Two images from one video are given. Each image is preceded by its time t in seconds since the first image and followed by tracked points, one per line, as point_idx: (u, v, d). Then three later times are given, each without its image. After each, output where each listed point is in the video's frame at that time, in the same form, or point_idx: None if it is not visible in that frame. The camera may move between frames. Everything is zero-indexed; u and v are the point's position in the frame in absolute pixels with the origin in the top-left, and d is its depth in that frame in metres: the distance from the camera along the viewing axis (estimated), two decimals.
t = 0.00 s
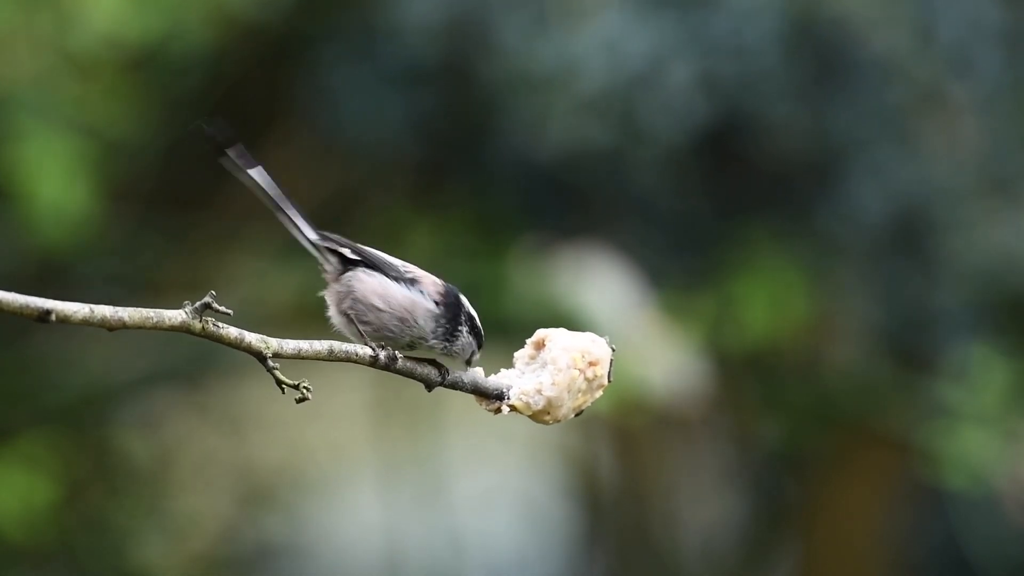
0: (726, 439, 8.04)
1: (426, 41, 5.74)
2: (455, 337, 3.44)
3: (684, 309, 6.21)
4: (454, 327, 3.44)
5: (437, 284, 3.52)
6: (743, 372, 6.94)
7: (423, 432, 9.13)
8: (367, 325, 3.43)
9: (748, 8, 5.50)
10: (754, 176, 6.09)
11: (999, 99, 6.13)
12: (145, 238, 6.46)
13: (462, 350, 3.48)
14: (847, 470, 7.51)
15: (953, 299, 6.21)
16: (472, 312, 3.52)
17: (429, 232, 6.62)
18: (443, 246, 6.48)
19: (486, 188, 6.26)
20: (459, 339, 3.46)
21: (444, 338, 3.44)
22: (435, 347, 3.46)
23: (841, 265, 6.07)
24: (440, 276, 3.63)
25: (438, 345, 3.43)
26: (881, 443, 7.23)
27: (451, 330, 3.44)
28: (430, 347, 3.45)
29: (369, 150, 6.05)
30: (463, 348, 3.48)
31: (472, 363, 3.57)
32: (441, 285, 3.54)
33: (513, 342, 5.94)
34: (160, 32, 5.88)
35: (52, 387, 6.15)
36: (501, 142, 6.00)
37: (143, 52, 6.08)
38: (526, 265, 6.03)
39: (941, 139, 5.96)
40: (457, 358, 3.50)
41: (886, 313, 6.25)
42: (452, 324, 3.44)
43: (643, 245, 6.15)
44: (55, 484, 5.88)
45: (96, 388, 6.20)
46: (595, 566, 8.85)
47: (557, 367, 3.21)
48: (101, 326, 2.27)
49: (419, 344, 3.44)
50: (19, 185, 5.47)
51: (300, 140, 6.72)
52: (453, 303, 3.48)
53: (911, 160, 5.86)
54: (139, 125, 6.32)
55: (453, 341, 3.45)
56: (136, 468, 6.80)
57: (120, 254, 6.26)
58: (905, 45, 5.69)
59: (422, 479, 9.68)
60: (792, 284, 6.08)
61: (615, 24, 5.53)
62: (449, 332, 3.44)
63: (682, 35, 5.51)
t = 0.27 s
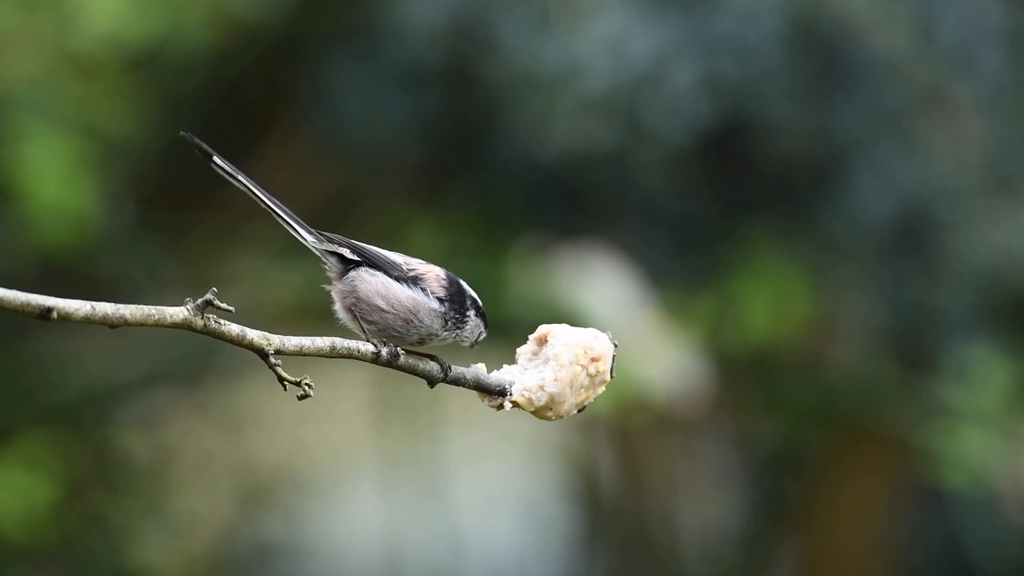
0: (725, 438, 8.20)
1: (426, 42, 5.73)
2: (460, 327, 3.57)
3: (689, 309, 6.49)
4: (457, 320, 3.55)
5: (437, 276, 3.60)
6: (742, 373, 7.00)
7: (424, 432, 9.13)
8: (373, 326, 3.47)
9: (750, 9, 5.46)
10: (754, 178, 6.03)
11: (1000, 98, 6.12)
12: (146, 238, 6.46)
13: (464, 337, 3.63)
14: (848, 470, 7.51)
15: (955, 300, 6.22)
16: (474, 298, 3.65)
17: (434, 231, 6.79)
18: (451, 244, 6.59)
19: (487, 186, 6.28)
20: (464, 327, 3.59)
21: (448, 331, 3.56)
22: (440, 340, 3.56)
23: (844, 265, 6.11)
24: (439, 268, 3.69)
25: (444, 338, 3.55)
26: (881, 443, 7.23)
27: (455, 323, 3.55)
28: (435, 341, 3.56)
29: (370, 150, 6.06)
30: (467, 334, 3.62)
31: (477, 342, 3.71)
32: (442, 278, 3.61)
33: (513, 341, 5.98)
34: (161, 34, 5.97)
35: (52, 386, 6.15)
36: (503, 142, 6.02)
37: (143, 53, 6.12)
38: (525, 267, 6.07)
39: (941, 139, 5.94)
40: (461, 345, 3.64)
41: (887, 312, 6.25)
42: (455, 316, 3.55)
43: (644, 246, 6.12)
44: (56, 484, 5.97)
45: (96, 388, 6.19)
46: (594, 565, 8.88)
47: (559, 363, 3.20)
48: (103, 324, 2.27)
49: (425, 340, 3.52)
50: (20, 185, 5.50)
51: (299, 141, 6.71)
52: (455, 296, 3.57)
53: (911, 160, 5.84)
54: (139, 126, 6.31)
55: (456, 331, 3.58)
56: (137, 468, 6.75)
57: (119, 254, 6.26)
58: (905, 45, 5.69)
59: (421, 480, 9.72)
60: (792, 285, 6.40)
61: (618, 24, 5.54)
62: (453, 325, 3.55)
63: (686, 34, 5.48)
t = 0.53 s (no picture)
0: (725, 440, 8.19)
1: (425, 43, 5.73)
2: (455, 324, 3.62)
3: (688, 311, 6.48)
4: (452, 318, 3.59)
5: (428, 275, 3.66)
6: (740, 371, 6.99)
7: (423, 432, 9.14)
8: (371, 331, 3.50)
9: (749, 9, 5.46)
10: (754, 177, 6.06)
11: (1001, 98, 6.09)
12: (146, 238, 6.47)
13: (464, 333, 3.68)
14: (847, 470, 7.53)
15: (954, 300, 6.21)
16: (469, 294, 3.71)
17: (431, 231, 6.78)
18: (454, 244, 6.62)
19: (486, 187, 6.27)
20: (461, 323, 3.65)
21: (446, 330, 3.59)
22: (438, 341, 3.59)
23: (842, 264, 6.12)
24: (430, 267, 3.73)
25: (442, 337, 3.58)
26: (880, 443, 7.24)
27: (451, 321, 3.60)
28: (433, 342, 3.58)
29: (370, 150, 6.06)
30: (465, 330, 3.67)
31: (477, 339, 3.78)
32: (434, 278, 3.66)
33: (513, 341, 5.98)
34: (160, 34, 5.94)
35: (52, 387, 6.18)
36: (505, 142, 6.01)
37: (143, 53, 6.12)
38: (525, 267, 6.08)
39: (940, 140, 5.96)
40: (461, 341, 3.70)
41: (887, 314, 6.23)
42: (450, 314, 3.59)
43: (645, 245, 6.16)
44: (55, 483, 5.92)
45: (94, 388, 6.21)
46: (594, 566, 8.86)
47: (557, 366, 3.21)
48: (101, 326, 2.27)
49: (423, 342, 3.54)
50: (19, 186, 5.49)
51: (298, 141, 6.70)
52: (447, 293, 3.63)
53: (909, 159, 5.81)
54: (139, 126, 6.31)
55: (453, 329, 3.62)
56: (138, 468, 6.76)
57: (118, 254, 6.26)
58: (905, 46, 5.68)
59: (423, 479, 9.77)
60: (793, 286, 6.39)
61: (618, 24, 5.53)
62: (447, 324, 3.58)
63: (684, 34, 5.49)
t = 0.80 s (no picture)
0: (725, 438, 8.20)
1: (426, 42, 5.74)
2: (452, 308, 3.57)
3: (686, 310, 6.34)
4: (445, 303, 3.54)
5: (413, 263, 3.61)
6: (739, 372, 6.77)
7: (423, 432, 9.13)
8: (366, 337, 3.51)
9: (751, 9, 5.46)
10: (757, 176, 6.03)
11: (1004, 98, 6.06)
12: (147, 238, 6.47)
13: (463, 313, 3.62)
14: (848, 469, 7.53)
15: (954, 299, 6.17)
16: (462, 271, 3.63)
17: (431, 231, 6.63)
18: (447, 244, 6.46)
19: (488, 184, 6.32)
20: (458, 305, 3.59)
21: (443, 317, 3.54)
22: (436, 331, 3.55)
23: (844, 261, 6.12)
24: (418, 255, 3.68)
25: (441, 323, 3.54)
26: (881, 442, 7.23)
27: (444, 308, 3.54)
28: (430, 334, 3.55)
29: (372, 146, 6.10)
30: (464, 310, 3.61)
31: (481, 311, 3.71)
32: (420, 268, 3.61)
33: (514, 341, 5.98)
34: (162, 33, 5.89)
35: (52, 386, 6.15)
36: (505, 139, 6.04)
37: (144, 53, 6.11)
38: (526, 265, 6.07)
39: (941, 138, 5.98)
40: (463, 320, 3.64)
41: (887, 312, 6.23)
42: (442, 298, 3.54)
43: (646, 241, 6.23)
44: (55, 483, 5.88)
45: (94, 388, 6.19)
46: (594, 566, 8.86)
47: (558, 366, 3.21)
48: (102, 325, 2.27)
49: (419, 338, 3.52)
50: (20, 186, 5.47)
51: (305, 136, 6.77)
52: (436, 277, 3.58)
53: (911, 158, 5.84)
54: (140, 126, 6.31)
55: (451, 313, 3.57)
56: (139, 467, 6.76)
57: (118, 253, 6.26)
58: (908, 45, 5.66)
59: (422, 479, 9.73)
60: (794, 286, 6.22)
61: (623, 21, 5.57)
62: (441, 313, 3.53)
63: (688, 33, 5.51)
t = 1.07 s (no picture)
0: (724, 437, 8.20)
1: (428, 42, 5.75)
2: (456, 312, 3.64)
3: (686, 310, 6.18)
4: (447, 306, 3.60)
5: (417, 265, 3.66)
6: (740, 373, 6.63)
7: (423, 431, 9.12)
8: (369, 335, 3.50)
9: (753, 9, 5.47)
10: (757, 176, 6.03)
11: (1005, 97, 6.06)
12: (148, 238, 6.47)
13: (465, 319, 3.70)
14: (848, 469, 7.53)
15: (960, 297, 6.20)
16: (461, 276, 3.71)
17: (431, 232, 6.50)
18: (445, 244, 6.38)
19: (490, 184, 6.30)
20: (462, 310, 3.66)
21: (446, 319, 3.60)
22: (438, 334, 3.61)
23: (847, 259, 6.12)
24: (421, 258, 3.70)
25: (444, 326, 3.59)
26: (881, 442, 7.23)
27: (448, 310, 3.61)
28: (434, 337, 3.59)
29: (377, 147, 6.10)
30: (466, 316, 3.69)
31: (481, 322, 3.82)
32: (421, 269, 3.65)
33: (514, 341, 5.97)
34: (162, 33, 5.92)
35: (51, 386, 6.14)
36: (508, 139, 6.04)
37: (145, 53, 6.12)
38: (526, 265, 6.04)
39: (942, 136, 5.98)
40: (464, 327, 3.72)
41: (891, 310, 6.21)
42: (444, 301, 3.60)
43: (649, 242, 6.22)
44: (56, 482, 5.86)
45: (96, 388, 6.20)
46: (594, 566, 8.86)
47: (558, 365, 3.21)
48: (102, 325, 2.27)
49: (422, 338, 3.54)
50: (20, 187, 5.47)
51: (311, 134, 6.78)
52: (440, 280, 3.64)
53: (912, 157, 5.85)
54: (141, 126, 6.32)
55: (454, 317, 3.64)
56: (139, 468, 6.75)
57: (118, 253, 6.26)
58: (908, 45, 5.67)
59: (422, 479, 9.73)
60: (795, 283, 6.08)
61: (624, 21, 5.59)
62: (445, 315, 3.59)
63: (690, 33, 5.53)
